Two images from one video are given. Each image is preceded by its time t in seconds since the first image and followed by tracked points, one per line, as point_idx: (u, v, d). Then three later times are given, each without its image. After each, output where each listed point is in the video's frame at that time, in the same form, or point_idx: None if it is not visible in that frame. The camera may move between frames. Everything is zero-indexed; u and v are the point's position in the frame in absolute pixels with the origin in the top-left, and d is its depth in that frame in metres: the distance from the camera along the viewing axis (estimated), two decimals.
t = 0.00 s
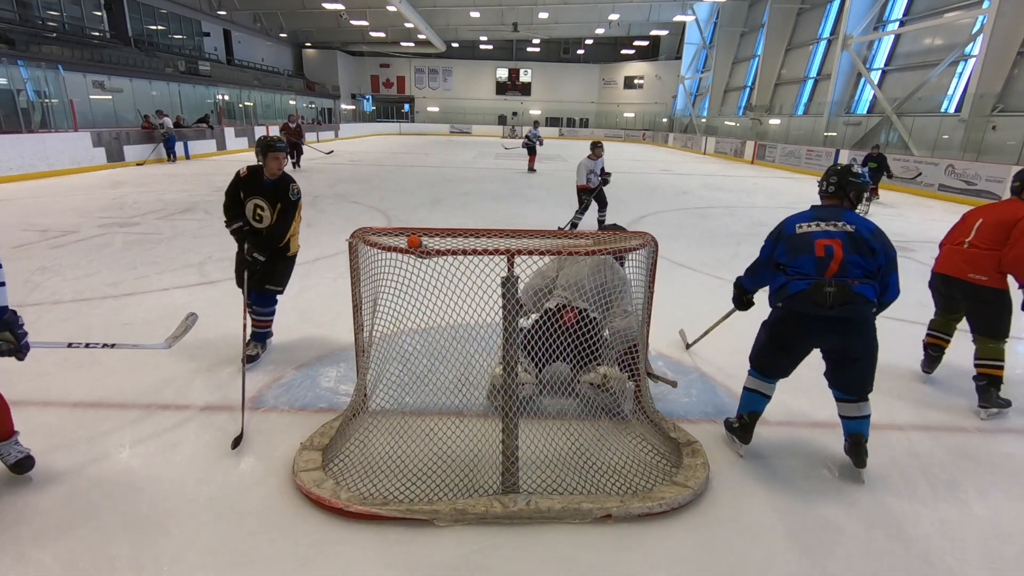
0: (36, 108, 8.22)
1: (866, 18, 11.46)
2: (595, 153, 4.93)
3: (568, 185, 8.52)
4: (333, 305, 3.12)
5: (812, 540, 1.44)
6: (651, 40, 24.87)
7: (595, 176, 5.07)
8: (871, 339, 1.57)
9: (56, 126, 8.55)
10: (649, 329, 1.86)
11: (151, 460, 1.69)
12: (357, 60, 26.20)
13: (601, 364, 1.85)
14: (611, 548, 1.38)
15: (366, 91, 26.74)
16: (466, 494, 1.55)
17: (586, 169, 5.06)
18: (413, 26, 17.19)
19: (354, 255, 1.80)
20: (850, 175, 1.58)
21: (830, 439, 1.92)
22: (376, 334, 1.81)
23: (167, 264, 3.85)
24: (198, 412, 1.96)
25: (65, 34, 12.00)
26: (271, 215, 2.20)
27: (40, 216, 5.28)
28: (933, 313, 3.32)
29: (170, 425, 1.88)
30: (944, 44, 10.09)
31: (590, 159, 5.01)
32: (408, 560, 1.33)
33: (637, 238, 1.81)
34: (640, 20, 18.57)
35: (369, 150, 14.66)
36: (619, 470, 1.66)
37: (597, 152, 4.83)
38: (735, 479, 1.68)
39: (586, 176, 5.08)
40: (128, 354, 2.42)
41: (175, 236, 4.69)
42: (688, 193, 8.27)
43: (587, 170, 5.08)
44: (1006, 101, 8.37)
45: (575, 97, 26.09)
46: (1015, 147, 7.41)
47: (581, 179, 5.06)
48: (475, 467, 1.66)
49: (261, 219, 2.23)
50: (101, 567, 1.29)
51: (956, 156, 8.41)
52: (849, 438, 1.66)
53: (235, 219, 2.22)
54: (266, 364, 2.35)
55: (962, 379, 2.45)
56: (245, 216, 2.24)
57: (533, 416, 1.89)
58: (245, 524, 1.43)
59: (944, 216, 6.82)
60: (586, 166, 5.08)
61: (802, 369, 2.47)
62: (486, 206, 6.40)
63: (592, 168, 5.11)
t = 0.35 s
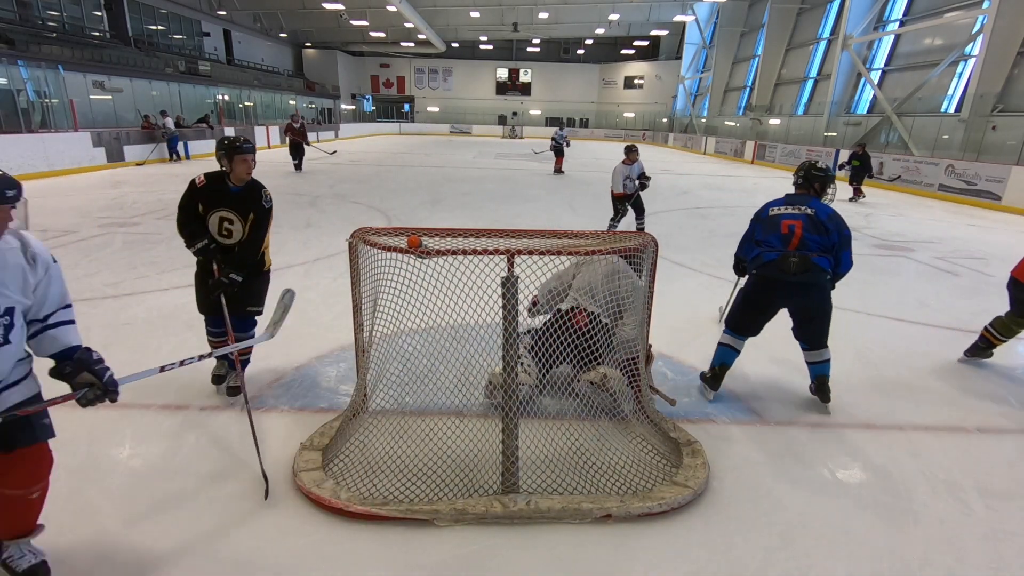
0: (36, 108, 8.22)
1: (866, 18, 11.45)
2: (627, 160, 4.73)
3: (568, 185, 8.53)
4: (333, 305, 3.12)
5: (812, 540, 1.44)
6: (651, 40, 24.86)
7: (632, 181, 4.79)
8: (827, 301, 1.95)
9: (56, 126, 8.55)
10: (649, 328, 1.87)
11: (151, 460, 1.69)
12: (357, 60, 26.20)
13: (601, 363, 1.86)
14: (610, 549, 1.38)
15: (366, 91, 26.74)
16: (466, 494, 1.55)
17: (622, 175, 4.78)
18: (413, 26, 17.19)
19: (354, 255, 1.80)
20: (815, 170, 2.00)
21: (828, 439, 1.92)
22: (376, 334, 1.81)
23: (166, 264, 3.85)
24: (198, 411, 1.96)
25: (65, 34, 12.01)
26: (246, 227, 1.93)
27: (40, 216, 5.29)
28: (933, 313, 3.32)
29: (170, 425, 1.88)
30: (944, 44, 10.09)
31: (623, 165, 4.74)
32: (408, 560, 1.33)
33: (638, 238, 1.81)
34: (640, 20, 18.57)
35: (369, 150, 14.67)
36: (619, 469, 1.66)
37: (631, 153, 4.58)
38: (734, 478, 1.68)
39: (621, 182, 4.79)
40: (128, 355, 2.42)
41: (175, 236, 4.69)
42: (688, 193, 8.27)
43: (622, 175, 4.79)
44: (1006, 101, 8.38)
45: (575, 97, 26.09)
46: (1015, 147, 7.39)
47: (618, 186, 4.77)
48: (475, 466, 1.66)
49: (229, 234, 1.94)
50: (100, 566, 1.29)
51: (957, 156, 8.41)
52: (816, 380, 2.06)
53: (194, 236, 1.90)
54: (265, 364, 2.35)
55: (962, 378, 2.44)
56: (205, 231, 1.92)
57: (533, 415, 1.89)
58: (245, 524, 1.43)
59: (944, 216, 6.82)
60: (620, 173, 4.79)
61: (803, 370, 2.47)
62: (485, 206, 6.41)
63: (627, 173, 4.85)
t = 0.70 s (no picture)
0: (36, 108, 8.22)
1: (866, 18, 11.45)
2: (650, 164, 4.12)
3: (568, 185, 8.52)
4: (333, 305, 3.12)
5: (811, 540, 1.44)
6: (651, 40, 24.85)
7: (656, 188, 4.24)
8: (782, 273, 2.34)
9: (56, 126, 8.55)
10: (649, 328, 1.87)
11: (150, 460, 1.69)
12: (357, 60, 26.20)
13: (601, 363, 1.86)
14: (610, 550, 1.38)
15: (366, 91, 26.74)
16: (466, 494, 1.54)
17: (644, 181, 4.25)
18: (413, 26, 17.19)
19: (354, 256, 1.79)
20: (776, 165, 2.39)
21: (827, 439, 1.92)
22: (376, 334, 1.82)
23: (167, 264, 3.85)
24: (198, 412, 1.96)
25: (65, 35, 12.01)
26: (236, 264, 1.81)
27: (40, 216, 5.29)
28: (933, 312, 3.31)
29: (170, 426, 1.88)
30: (945, 44, 10.09)
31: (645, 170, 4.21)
32: (407, 560, 1.33)
33: (637, 238, 1.83)
34: (640, 20, 18.58)
35: (369, 149, 14.67)
36: (619, 469, 1.66)
37: (656, 158, 4.05)
38: (733, 478, 1.68)
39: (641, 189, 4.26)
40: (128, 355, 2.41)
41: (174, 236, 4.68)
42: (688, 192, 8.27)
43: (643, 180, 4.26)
44: (1006, 101, 8.38)
45: (575, 97, 26.10)
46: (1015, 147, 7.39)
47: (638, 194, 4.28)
48: (474, 466, 1.66)
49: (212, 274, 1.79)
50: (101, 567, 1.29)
51: (957, 156, 8.41)
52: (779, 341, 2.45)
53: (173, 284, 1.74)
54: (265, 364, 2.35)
55: (962, 378, 2.44)
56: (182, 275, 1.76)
57: (534, 416, 1.89)
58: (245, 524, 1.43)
59: (944, 216, 6.82)
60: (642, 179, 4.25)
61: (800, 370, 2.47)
62: (485, 205, 6.39)
63: (653, 178, 4.25)
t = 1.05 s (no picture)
0: (36, 108, 8.22)
1: (866, 18, 11.45)
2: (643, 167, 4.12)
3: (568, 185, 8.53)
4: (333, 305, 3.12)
5: (811, 539, 1.44)
6: (651, 40, 24.86)
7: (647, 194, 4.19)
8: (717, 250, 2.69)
9: (56, 126, 8.54)
10: (648, 328, 1.88)
11: (150, 460, 1.69)
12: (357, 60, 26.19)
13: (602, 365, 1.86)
14: (610, 550, 1.38)
15: (366, 91, 26.74)
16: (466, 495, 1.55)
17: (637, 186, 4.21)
18: (413, 26, 17.19)
19: (354, 256, 1.81)
20: (734, 154, 2.60)
21: (826, 439, 1.92)
22: (375, 334, 1.82)
23: (167, 264, 3.85)
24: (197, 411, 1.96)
25: (65, 34, 12.01)
26: (320, 302, 1.37)
27: (40, 216, 5.29)
28: (932, 312, 3.32)
29: (170, 426, 1.88)
30: (945, 44, 10.09)
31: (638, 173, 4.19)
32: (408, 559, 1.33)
33: (636, 239, 1.85)
34: (640, 20, 18.57)
35: (369, 149, 14.68)
36: (619, 470, 1.66)
37: (647, 160, 4.06)
38: (733, 478, 1.68)
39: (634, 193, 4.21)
40: (128, 354, 2.42)
41: (175, 236, 4.69)
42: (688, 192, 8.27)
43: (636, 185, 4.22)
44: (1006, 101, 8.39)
45: (575, 97, 26.10)
46: (1015, 147, 7.40)
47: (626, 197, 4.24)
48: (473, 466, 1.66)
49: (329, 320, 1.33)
50: (101, 566, 1.29)
51: (956, 155, 8.41)
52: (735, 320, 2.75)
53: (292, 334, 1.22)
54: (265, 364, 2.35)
55: (962, 378, 2.44)
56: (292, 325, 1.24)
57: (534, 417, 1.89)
58: (246, 524, 1.43)
59: (944, 216, 6.82)
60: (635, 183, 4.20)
61: (800, 369, 2.47)
62: (486, 205, 6.40)
63: (645, 182, 4.23)
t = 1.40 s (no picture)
0: (36, 108, 8.22)
1: (866, 18, 11.45)
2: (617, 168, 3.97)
3: (568, 185, 8.53)
4: (333, 305, 3.12)
5: (812, 539, 1.44)
6: (651, 40, 24.84)
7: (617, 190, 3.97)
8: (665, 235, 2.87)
9: (56, 126, 8.54)
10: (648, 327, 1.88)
11: (150, 460, 1.69)
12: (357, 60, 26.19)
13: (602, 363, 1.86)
14: (611, 549, 1.38)
15: (366, 91, 26.74)
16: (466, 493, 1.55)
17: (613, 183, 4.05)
18: (413, 26, 17.19)
19: (354, 256, 1.80)
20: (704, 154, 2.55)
21: (827, 439, 1.92)
22: (375, 335, 1.81)
23: (167, 264, 3.85)
24: (198, 411, 1.96)
25: (65, 34, 12.01)
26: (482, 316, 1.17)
27: (40, 217, 5.29)
28: (933, 313, 3.31)
29: (170, 426, 1.88)
30: (945, 44, 10.09)
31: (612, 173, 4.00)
32: (408, 559, 1.33)
33: (636, 238, 1.83)
34: (640, 20, 18.57)
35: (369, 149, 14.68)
36: (619, 469, 1.66)
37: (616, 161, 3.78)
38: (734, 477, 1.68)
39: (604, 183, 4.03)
40: (128, 355, 2.41)
41: (175, 236, 4.68)
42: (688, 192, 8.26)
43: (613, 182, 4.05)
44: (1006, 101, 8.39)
45: (575, 97, 26.10)
46: (1015, 147, 7.41)
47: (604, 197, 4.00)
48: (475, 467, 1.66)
49: (539, 343, 1.17)
50: (101, 566, 1.29)
51: (956, 156, 8.41)
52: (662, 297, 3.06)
53: (544, 360, 1.09)
54: (265, 364, 2.34)
55: (963, 378, 2.44)
56: (533, 354, 1.09)
57: (533, 415, 1.90)
58: (245, 523, 1.43)
59: (945, 216, 6.82)
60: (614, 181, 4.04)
61: (800, 369, 2.47)
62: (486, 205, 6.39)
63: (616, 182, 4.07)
